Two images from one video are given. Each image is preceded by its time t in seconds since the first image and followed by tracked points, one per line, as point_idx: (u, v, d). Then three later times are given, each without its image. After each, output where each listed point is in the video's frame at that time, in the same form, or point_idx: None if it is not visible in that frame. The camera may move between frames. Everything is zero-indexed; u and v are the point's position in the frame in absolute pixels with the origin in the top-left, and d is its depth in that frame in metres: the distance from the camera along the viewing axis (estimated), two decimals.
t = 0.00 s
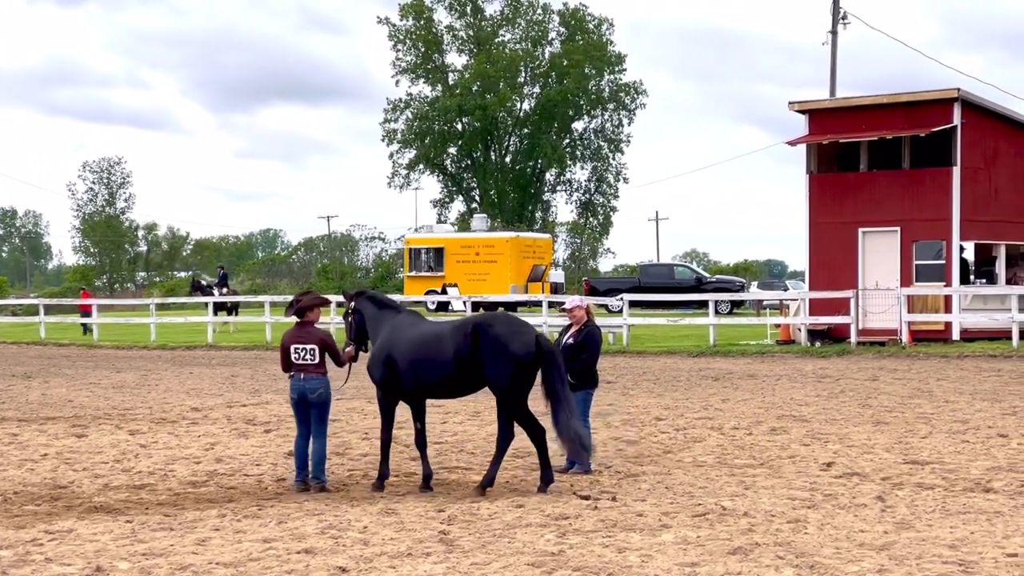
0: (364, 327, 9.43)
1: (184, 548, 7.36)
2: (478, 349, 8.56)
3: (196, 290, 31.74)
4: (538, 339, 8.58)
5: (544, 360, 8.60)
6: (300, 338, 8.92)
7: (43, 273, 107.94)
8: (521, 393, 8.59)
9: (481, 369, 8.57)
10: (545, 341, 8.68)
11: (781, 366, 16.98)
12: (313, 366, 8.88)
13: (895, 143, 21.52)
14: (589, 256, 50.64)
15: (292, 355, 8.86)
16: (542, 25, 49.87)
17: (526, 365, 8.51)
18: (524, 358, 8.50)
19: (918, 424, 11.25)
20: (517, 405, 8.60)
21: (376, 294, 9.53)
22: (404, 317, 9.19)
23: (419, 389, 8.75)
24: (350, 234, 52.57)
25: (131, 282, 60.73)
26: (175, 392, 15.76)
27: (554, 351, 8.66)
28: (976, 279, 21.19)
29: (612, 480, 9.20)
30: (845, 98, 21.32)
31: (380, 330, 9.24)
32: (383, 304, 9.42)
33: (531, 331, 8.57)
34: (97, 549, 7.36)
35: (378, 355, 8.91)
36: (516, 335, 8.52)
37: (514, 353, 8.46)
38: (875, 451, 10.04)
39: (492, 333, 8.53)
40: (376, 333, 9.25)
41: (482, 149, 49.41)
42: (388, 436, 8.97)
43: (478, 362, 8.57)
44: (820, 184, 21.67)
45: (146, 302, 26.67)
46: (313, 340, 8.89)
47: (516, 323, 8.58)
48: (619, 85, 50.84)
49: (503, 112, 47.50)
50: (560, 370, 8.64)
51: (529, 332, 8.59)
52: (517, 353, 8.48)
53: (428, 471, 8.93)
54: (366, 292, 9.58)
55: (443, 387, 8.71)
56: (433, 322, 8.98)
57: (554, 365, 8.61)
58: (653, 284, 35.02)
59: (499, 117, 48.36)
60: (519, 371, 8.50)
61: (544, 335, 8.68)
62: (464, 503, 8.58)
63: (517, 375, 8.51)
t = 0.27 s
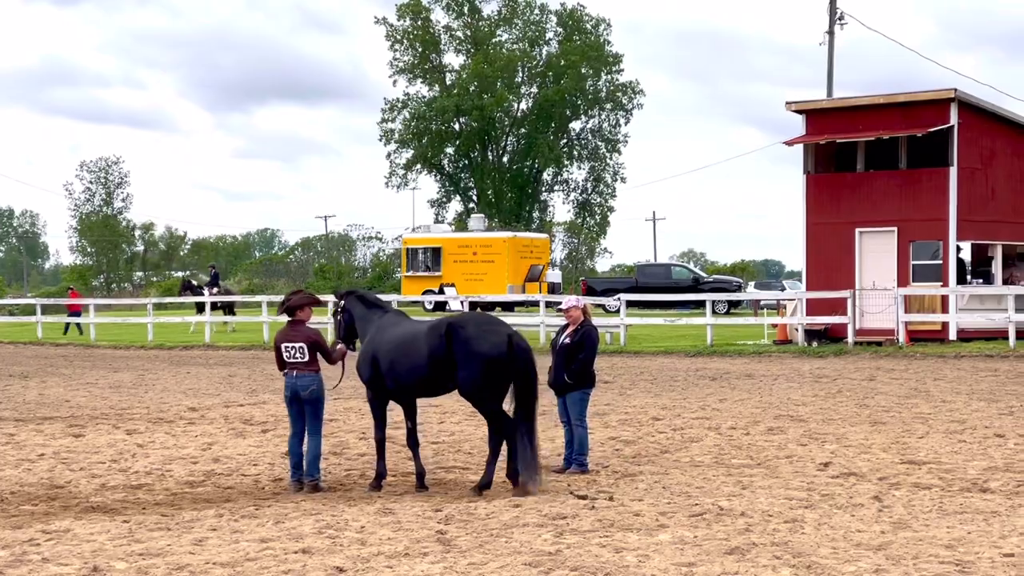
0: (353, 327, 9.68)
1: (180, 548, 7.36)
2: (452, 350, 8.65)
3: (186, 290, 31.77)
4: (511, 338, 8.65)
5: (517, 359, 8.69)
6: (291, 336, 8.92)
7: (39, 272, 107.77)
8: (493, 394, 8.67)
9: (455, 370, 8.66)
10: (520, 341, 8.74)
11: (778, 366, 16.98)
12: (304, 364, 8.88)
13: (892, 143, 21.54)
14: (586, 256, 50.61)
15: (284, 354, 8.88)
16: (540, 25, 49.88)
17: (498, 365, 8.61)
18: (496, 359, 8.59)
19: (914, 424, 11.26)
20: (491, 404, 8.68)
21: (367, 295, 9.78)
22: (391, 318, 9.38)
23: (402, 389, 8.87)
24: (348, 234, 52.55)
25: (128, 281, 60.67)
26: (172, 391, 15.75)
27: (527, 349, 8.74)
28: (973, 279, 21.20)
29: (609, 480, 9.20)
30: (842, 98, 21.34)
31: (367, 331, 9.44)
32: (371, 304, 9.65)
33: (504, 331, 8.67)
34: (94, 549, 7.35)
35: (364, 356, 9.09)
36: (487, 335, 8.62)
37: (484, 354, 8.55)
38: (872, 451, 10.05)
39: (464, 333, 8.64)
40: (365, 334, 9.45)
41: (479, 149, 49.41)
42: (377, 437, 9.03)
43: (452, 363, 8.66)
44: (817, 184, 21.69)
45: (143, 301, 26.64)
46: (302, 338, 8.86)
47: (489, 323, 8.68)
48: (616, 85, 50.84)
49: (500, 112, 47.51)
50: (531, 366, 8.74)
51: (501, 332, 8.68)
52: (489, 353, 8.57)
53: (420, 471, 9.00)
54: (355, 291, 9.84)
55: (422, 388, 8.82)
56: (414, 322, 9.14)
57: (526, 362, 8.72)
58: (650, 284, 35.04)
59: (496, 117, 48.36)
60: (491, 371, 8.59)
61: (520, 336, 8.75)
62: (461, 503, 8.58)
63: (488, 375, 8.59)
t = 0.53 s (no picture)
0: (348, 329, 9.69)
1: (179, 548, 7.36)
2: (436, 348, 8.63)
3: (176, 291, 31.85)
4: (493, 336, 8.61)
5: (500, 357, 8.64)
6: (288, 337, 8.91)
7: (37, 272, 107.70)
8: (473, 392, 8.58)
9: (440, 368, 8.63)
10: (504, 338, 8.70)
11: (776, 367, 16.99)
12: (300, 364, 8.88)
13: (890, 143, 21.55)
14: (584, 256, 50.62)
15: (280, 354, 8.88)
16: (538, 25, 49.88)
17: (480, 363, 8.56)
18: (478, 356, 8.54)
19: (913, 424, 11.27)
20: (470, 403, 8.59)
21: (359, 297, 9.81)
22: (383, 318, 9.40)
23: (393, 389, 8.88)
24: (346, 234, 52.54)
25: (126, 281, 60.67)
26: (170, 391, 15.75)
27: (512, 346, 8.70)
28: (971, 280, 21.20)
29: (607, 480, 9.20)
30: (840, 98, 21.34)
31: (361, 332, 9.47)
32: (364, 306, 9.65)
33: (487, 328, 8.62)
34: (93, 549, 7.36)
35: (355, 357, 9.11)
36: (469, 332, 8.59)
37: (465, 351, 8.50)
38: (870, 451, 10.06)
39: (446, 331, 8.61)
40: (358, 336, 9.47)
41: (478, 149, 49.42)
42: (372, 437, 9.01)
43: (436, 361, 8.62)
44: (816, 184, 21.68)
45: (141, 301, 26.62)
46: (298, 338, 8.86)
47: (472, 321, 8.65)
48: (615, 85, 50.84)
49: (499, 113, 47.51)
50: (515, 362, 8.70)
51: (484, 330, 8.65)
52: (471, 351, 8.53)
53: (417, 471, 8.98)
54: (348, 294, 9.87)
55: (412, 387, 8.81)
56: (405, 322, 9.13)
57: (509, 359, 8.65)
58: (648, 284, 35.06)
59: (494, 117, 48.35)
60: (473, 369, 8.54)
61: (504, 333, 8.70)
62: (459, 503, 8.59)
63: (469, 373, 8.54)
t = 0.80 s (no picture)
0: (347, 330, 9.68)
1: (179, 548, 7.36)
2: (425, 347, 8.63)
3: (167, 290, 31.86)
4: (479, 336, 8.56)
5: (485, 358, 8.58)
6: (290, 337, 8.90)
7: (37, 272, 107.62)
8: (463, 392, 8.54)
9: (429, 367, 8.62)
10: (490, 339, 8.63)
11: (776, 367, 16.98)
12: (302, 365, 8.88)
13: (890, 143, 21.55)
14: (583, 256, 50.59)
15: (282, 354, 8.85)
16: (537, 25, 49.86)
17: (466, 363, 8.54)
18: (464, 356, 8.52)
19: (912, 425, 11.27)
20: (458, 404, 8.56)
21: (359, 297, 9.81)
22: (380, 318, 9.41)
23: (389, 389, 8.89)
24: (345, 234, 52.53)
25: (126, 282, 60.65)
26: (170, 391, 15.75)
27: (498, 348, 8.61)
28: (971, 280, 21.19)
29: (606, 480, 9.19)
30: (839, 98, 21.34)
31: (359, 333, 9.48)
32: (362, 306, 9.65)
33: (474, 328, 8.59)
34: (92, 549, 7.35)
35: (352, 357, 9.12)
36: (455, 331, 8.57)
37: (449, 350, 8.48)
38: (870, 452, 10.05)
39: (434, 331, 8.60)
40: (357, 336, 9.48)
41: (477, 149, 49.41)
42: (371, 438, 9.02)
43: (425, 360, 8.62)
44: (815, 183, 21.67)
45: (141, 301, 26.59)
46: (301, 339, 8.86)
47: (459, 321, 8.63)
48: (614, 85, 50.83)
49: (498, 113, 47.51)
50: (502, 365, 8.59)
51: (472, 329, 8.61)
52: (457, 350, 8.50)
53: (417, 473, 8.97)
54: (348, 294, 9.86)
55: (406, 388, 8.82)
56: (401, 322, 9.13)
57: (495, 361, 8.57)
58: (648, 284, 35.06)
59: (493, 117, 48.35)
60: (460, 369, 8.52)
61: (491, 332, 8.64)
62: (459, 503, 8.58)
63: (456, 373, 8.53)
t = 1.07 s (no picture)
0: (346, 330, 9.69)
1: (179, 548, 7.36)
2: (418, 346, 8.67)
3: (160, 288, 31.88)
4: (471, 336, 8.60)
5: (475, 359, 8.58)
6: (294, 338, 8.90)
7: (37, 271, 107.61)
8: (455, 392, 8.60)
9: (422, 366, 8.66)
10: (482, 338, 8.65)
11: (776, 367, 16.97)
12: (307, 365, 8.86)
13: (890, 143, 21.54)
14: (583, 256, 50.59)
15: (286, 354, 8.83)
16: (538, 25, 49.88)
17: (458, 363, 8.58)
18: (455, 355, 8.56)
19: (913, 424, 11.26)
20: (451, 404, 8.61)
21: (359, 297, 9.81)
22: (379, 317, 9.42)
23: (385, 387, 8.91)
24: (345, 234, 52.50)
25: (126, 282, 60.63)
26: (170, 391, 15.75)
27: (489, 348, 8.61)
28: (971, 280, 21.19)
29: (606, 480, 9.19)
30: (839, 98, 21.33)
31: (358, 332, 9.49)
32: (362, 306, 9.66)
33: (465, 328, 8.63)
34: (93, 549, 7.35)
35: (349, 356, 9.15)
36: (447, 330, 8.62)
37: (441, 350, 8.53)
38: (870, 451, 10.05)
39: (427, 330, 8.65)
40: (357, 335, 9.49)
41: (477, 149, 49.41)
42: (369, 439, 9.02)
43: (418, 359, 8.66)
44: (815, 183, 21.66)
45: (141, 301, 26.54)
46: (308, 340, 8.89)
47: (451, 320, 8.68)
48: (614, 85, 50.83)
49: (498, 113, 47.51)
50: (490, 366, 8.56)
51: (464, 329, 8.65)
52: (449, 349, 8.54)
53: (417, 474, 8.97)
54: (348, 293, 9.85)
55: (401, 387, 8.84)
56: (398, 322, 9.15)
57: (485, 362, 8.56)
58: (648, 284, 35.05)
59: (494, 117, 48.35)
60: (451, 369, 8.56)
61: (483, 332, 8.66)
62: (458, 503, 8.58)
63: (448, 373, 8.57)
